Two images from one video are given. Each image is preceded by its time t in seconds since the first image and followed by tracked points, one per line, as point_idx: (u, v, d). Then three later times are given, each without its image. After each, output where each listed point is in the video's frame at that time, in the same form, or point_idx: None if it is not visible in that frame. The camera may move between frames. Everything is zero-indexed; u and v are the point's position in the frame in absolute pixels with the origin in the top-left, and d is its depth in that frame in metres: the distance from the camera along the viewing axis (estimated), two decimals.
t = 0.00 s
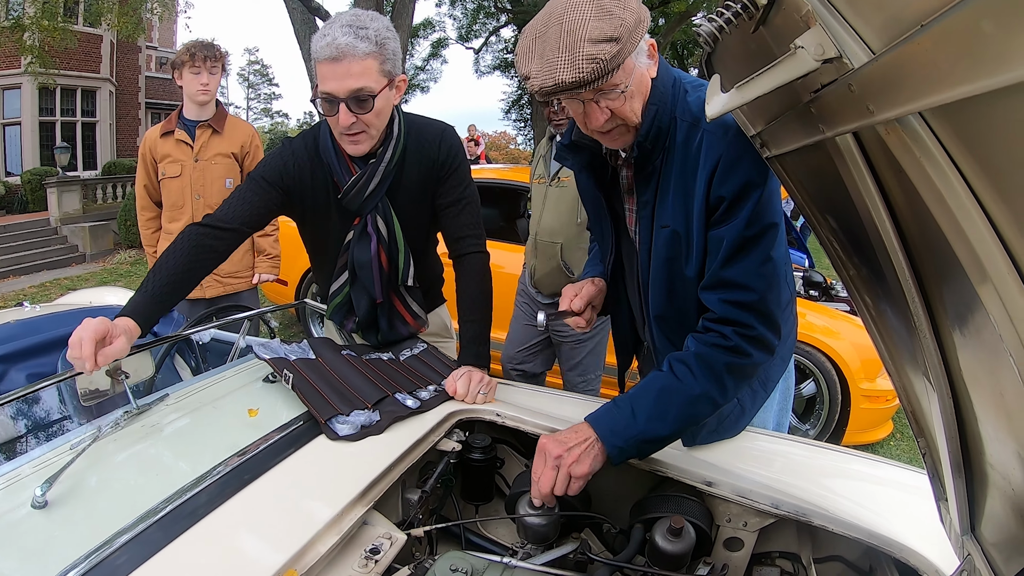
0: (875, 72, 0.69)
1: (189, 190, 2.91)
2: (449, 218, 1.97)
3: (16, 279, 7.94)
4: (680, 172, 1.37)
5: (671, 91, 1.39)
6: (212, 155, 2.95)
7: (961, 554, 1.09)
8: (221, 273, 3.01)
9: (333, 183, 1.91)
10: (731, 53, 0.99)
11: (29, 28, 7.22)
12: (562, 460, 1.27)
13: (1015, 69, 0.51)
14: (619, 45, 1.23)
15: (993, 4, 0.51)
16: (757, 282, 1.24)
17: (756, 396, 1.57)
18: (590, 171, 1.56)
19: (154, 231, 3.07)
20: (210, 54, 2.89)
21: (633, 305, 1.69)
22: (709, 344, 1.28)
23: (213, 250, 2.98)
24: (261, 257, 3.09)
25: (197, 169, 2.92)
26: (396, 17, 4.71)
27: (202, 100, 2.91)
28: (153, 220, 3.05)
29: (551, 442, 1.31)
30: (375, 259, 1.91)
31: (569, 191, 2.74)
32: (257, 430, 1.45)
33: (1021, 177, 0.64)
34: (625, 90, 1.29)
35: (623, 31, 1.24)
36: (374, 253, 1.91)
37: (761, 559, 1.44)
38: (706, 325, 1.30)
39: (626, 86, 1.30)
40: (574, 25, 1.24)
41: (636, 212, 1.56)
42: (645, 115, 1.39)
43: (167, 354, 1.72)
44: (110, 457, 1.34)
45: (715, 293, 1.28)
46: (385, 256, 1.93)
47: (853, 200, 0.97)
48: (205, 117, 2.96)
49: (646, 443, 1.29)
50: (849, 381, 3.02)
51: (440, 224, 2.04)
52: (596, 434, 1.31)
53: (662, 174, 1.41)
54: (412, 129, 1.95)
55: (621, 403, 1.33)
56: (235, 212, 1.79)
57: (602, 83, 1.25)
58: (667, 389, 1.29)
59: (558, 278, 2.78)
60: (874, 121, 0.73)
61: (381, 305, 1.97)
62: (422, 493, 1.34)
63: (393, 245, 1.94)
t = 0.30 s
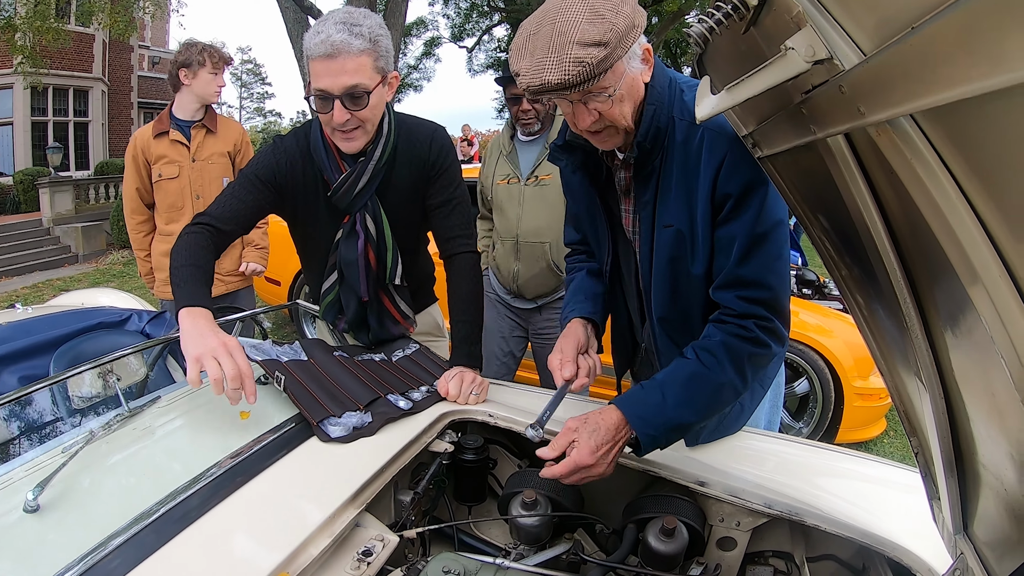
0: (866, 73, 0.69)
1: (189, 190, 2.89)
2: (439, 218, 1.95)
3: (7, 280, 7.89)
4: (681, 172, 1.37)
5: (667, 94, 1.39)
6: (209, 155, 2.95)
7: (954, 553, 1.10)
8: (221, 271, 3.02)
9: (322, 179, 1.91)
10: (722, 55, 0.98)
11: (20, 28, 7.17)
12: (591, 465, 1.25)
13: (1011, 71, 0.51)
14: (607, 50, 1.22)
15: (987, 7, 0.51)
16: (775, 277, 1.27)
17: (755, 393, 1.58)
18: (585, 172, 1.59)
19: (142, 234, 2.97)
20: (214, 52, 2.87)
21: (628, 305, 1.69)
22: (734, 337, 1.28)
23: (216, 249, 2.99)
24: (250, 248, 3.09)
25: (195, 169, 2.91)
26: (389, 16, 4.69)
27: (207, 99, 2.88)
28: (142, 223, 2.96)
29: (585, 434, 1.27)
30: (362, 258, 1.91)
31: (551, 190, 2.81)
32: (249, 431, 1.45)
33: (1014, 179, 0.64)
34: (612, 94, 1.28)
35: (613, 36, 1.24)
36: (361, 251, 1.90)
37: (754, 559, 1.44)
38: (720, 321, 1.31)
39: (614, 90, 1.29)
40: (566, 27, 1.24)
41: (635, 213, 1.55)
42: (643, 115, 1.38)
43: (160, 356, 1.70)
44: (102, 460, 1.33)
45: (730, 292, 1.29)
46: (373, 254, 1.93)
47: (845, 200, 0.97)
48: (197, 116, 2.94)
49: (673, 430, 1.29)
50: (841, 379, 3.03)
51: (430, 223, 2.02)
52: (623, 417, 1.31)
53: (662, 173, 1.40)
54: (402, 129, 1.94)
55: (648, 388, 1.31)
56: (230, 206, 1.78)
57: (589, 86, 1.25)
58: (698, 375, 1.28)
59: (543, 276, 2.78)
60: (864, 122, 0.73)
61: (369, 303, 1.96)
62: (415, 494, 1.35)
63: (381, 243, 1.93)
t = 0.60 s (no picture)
0: (865, 58, 0.68)
1: (194, 185, 2.91)
2: (435, 210, 1.96)
3: None
4: (674, 163, 1.36)
5: (662, 85, 1.37)
6: (208, 150, 2.99)
7: (953, 543, 1.10)
8: (224, 265, 3.02)
9: (321, 173, 1.88)
10: (720, 43, 0.98)
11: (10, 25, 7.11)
12: (588, 475, 1.24)
13: (1013, 49, 0.51)
14: (597, 44, 1.21)
15: None
16: (761, 271, 1.26)
17: (748, 384, 1.57)
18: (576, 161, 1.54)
19: (136, 233, 2.84)
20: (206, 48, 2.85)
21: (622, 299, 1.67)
22: (715, 335, 1.28)
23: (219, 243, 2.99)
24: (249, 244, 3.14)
25: (197, 164, 2.93)
26: (382, 12, 4.66)
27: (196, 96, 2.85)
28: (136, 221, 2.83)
29: (575, 445, 1.27)
30: (372, 251, 1.90)
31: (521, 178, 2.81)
32: (244, 426, 1.43)
33: (1015, 161, 0.64)
34: (604, 88, 1.27)
35: (604, 31, 1.22)
36: (370, 246, 1.89)
37: (753, 550, 1.43)
38: (704, 315, 1.32)
39: (606, 84, 1.27)
40: (558, 21, 1.23)
41: (626, 206, 1.54)
42: (637, 107, 1.37)
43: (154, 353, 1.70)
44: (96, 456, 1.32)
45: (716, 284, 1.29)
46: (380, 247, 1.92)
47: (843, 188, 0.96)
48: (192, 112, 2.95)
49: (654, 432, 1.29)
50: (837, 373, 3.03)
51: (425, 215, 2.02)
52: (605, 424, 1.31)
53: (655, 165, 1.39)
54: (397, 122, 1.93)
55: (629, 391, 1.31)
56: (224, 207, 1.77)
57: (580, 80, 1.23)
58: (679, 378, 1.28)
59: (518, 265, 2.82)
60: (864, 107, 0.72)
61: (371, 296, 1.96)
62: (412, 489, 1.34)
63: (387, 236, 1.92)
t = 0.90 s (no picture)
0: (868, 50, 0.68)
1: (197, 178, 2.91)
2: (437, 202, 1.95)
3: None
4: (670, 156, 1.35)
5: (659, 78, 1.37)
6: (208, 145, 3.00)
7: (951, 535, 1.11)
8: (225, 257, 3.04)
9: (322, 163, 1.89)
10: (722, 35, 0.97)
11: (5, 18, 7.06)
12: (592, 481, 1.23)
13: (1013, 41, 0.51)
14: (591, 39, 1.21)
15: None
16: (754, 265, 1.26)
17: (745, 376, 1.56)
18: (572, 155, 1.54)
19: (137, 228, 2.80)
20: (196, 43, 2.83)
21: (620, 291, 1.67)
22: (708, 330, 1.28)
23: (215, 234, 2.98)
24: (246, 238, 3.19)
25: (200, 158, 2.94)
26: (380, 4, 4.64)
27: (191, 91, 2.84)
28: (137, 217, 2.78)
29: (576, 452, 1.26)
30: (371, 240, 1.89)
31: (508, 169, 2.80)
32: (244, 419, 1.43)
33: (1017, 152, 0.64)
34: (598, 82, 1.27)
35: (597, 25, 1.22)
36: (369, 233, 1.89)
37: (752, 542, 1.45)
38: (695, 309, 1.32)
39: (600, 78, 1.27)
40: (551, 16, 1.23)
41: (622, 198, 1.52)
42: (633, 100, 1.37)
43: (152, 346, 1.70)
44: (95, 450, 1.32)
45: (709, 277, 1.28)
46: (380, 236, 1.91)
47: (844, 180, 0.96)
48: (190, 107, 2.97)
49: (650, 431, 1.29)
50: (835, 366, 3.04)
51: (426, 208, 2.02)
52: (603, 428, 1.30)
53: (652, 158, 1.39)
54: (398, 112, 1.92)
55: (624, 392, 1.31)
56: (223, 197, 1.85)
57: (573, 75, 1.23)
58: (672, 376, 1.28)
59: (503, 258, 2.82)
60: (866, 99, 0.72)
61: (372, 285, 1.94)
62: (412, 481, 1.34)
63: (386, 224, 1.91)
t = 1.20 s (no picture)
0: (854, 26, 0.67)
1: (187, 171, 2.88)
2: (429, 192, 1.94)
3: None
4: (664, 145, 1.34)
5: (652, 64, 1.35)
6: (200, 136, 2.96)
7: (946, 527, 1.10)
8: (217, 251, 3.06)
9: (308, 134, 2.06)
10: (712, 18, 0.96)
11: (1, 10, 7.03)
12: (581, 472, 1.22)
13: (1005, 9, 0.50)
14: (584, 26, 1.19)
15: None
16: (747, 253, 1.25)
17: (739, 366, 1.55)
18: (564, 143, 1.52)
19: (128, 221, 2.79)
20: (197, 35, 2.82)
21: (615, 279, 1.66)
22: (700, 319, 1.27)
23: (204, 225, 2.96)
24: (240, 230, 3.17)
25: (190, 149, 2.91)
26: None
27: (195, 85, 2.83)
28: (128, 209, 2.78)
29: (563, 443, 1.24)
30: (330, 211, 1.94)
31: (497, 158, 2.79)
32: (235, 408, 1.43)
33: (1006, 127, 0.63)
34: (592, 71, 1.25)
35: (590, 12, 1.20)
36: (329, 205, 1.94)
37: (746, 534, 1.42)
38: (688, 298, 1.30)
39: (594, 66, 1.25)
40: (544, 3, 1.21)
41: (615, 186, 1.51)
42: (626, 88, 1.35)
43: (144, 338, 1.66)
44: (85, 439, 1.31)
45: (702, 266, 1.27)
46: (343, 208, 1.94)
47: (837, 166, 0.95)
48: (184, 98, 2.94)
49: (640, 422, 1.28)
50: (832, 358, 3.03)
51: (419, 198, 2.02)
52: (591, 420, 1.28)
53: (645, 146, 1.37)
54: (391, 96, 1.95)
55: (613, 382, 1.30)
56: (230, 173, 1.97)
57: (566, 63, 1.21)
58: (663, 367, 1.27)
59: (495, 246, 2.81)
60: (855, 77, 0.71)
61: (341, 257, 1.99)
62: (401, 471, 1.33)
63: (352, 197, 1.93)
